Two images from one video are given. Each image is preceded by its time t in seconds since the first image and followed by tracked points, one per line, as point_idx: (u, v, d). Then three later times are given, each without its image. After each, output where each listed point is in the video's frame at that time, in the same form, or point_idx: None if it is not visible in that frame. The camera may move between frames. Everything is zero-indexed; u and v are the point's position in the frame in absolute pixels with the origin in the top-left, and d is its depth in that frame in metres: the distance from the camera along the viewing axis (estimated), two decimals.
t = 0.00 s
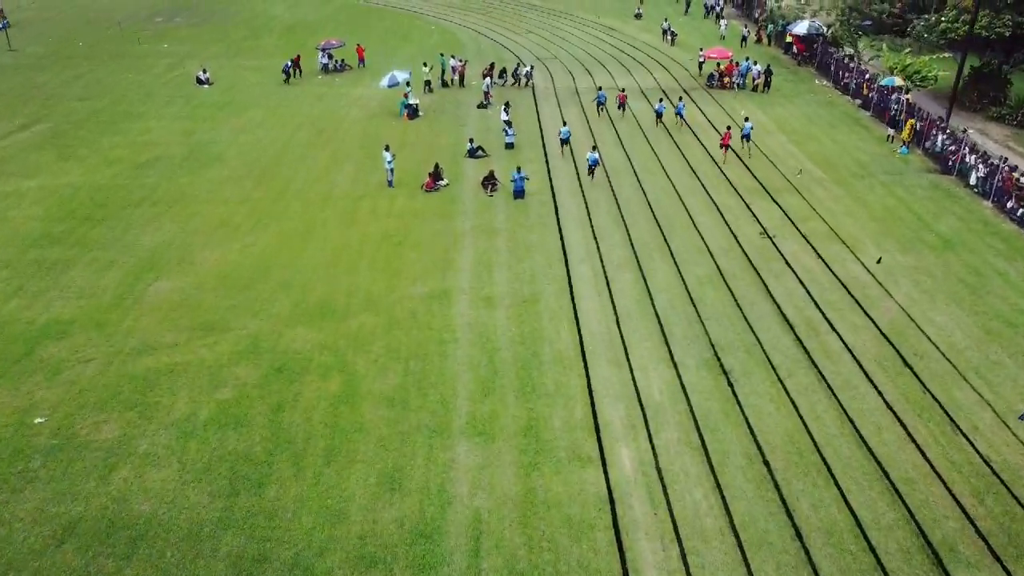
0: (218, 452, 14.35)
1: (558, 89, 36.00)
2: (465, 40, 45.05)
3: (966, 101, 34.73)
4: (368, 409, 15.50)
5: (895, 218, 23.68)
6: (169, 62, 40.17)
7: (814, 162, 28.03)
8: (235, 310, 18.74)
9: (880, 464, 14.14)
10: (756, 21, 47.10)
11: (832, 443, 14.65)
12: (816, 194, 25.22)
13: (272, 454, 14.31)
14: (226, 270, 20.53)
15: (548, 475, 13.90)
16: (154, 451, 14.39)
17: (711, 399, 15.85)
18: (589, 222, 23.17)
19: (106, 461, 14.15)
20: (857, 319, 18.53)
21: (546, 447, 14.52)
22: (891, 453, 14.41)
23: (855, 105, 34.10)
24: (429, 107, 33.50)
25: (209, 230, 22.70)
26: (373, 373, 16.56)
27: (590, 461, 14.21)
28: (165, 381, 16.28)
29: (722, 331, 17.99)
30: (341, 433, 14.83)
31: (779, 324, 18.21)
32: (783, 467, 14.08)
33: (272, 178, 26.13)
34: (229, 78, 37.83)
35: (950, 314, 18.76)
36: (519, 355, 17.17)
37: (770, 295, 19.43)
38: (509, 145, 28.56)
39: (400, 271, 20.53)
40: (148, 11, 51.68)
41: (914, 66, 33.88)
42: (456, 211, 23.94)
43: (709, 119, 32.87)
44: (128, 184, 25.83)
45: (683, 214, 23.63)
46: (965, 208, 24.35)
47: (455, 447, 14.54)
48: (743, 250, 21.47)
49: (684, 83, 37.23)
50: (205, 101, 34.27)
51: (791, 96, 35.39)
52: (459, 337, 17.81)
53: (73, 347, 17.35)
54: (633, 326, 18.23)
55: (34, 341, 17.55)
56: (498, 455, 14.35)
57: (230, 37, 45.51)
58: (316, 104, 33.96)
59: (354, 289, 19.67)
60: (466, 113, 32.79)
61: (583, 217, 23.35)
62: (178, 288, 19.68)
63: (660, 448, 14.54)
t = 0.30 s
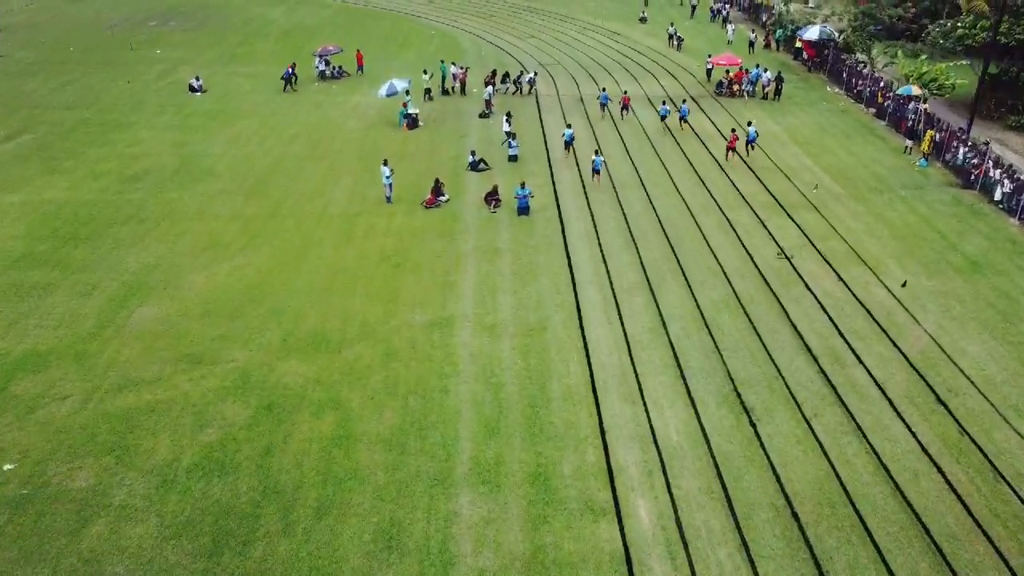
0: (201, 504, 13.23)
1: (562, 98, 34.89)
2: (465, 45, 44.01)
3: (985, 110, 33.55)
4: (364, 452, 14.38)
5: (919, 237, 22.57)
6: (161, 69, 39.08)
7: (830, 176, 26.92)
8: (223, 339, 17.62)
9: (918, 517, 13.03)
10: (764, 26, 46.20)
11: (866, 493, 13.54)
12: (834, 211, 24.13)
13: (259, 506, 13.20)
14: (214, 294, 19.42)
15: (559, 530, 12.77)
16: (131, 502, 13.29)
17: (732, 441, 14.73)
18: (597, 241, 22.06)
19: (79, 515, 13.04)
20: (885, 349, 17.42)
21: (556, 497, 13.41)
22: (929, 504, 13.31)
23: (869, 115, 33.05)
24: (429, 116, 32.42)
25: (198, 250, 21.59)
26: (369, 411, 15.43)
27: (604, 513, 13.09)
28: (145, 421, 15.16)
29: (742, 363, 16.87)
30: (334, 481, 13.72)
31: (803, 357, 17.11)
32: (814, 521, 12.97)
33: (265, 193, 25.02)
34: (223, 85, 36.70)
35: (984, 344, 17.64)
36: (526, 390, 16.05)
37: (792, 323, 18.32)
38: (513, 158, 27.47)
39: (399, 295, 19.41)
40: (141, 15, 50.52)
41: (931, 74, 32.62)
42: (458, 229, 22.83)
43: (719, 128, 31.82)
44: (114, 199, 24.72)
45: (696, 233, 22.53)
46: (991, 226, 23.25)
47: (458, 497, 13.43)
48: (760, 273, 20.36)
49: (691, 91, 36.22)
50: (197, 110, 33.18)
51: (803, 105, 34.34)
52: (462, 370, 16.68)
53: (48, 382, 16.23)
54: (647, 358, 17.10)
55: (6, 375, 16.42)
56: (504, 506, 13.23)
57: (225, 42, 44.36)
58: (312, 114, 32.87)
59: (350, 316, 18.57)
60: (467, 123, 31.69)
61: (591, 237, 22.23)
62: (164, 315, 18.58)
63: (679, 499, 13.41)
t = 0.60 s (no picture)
0: (184, 553, 12.33)
1: (566, 105, 33.99)
2: (466, 49, 43.13)
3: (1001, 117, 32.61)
4: (360, 494, 13.46)
5: (940, 253, 21.67)
6: (155, 74, 38.18)
7: (844, 187, 26.01)
8: (212, 367, 16.72)
9: (954, 568, 12.14)
10: (771, 29, 45.38)
11: (898, 540, 12.64)
12: (849, 225, 23.24)
13: (247, 555, 12.30)
14: (203, 317, 18.52)
15: None
16: (110, 551, 12.38)
17: (752, 480, 13.83)
18: (604, 259, 21.18)
19: (53, 565, 12.12)
20: (909, 377, 16.54)
21: (566, 544, 12.51)
22: (965, 553, 12.42)
23: (881, 122, 32.19)
24: (429, 124, 31.54)
25: (188, 268, 20.69)
26: (366, 446, 14.53)
27: (617, 563, 12.19)
28: (128, 458, 14.25)
29: (759, 393, 15.99)
30: (327, 526, 12.80)
31: (824, 386, 16.22)
32: (843, 572, 12.07)
33: (259, 207, 24.13)
34: (217, 92, 35.77)
35: (1014, 371, 16.73)
36: (532, 423, 15.14)
37: (810, 349, 17.43)
38: (515, 169, 26.59)
39: (397, 318, 18.52)
40: (136, 18, 49.58)
41: (944, 81, 31.85)
42: (459, 245, 21.94)
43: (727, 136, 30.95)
44: (102, 212, 23.80)
45: (707, 250, 21.63)
46: (1014, 241, 22.34)
47: (460, 544, 12.53)
48: (775, 293, 19.47)
49: (698, 97, 35.37)
50: (190, 117, 32.28)
51: (812, 112, 33.48)
52: (464, 400, 15.77)
53: (25, 415, 15.32)
54: (659, 387, 16.20)
55: None
56: (510, 555, 12.33)
57: (220, 46, 43.43)
58: (309, 121, 31.99)
59: (346, 340, 17.68)
60: (468, 131, 30.80)
61: (598, 254, 21.33)
62: (150, 340, 17.67)
63: (698, 547, 12.51)
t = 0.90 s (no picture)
0: None
1: (570, 115, 32.87)
2: (467, 54, 42.03)
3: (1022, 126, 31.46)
4: (352, 554, 12.32)
5: (968, 276, 20.53)
6: (146, 81, 37.05)
7: (862, 202, 24.88)
8: (197, 405, 15.59)
9: None
10: (779, 34, 44.29)
11: None
12: (870, 245, 22.11)
13: None
14: (188, 348, 17.38)
15: None
16: None
17: (780, 537, 12.70)
18: (613, 282, 20.06)
19: None
20: (944, 417, 15.42)
21: None
22: None
23: (897, 132, 31.11)
24: (429, 134, 30.43)
25: (173, 293, 19.55)
26: (359, 497, 13.39)
27: None
28: (101, 511, 13.11)
29: (783, 435, 14.87)
30: None
31: (853, 427, 15.09)
32: None
33: (251, 225, 23.00)
34: (210, 100, 34.64)
35: None
36: (540, 470, 14.00)
37: (836, 384, 16.30)
38: (519, 183, 25.50)
39: (395, 349, 17.39)
40: (128, 23, 48.44)
41: (962, 89, 30.75)
42: (460, 267, 20.81)
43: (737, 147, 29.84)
44: (85, 231, 22.65)
45: (722, 272, 20.49)
46: None
47: None
48: (796, 321, 18.34)
49: (706, 106, 34.27)
50: (181, 127, 31.14)
51: (825, 121, 32.37)
52: (466, 443, 14.64)
53: None
54: (676, 428, 15.07)
55: None
56: None
57: (214, 52, 42.29)
58: (304, 132, 30.87)
59: (340, 374, 16.55)
60: (469, 142, 29.70)
61: (607, 278, 20.20)
62: (131, 373, 16.54)
63: None
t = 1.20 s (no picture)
0: None
1: (574, 123, 31.95)
2: (468, 59, 41.14)
3: None
4: None
5: (993, 296, 19.62)
6: (139, 88, 36.12)
7: (878, 216, 23.97)
8: (182, 440, 14.68)
9: None
10: (787, 39, 43.44)
11: None
12: (888, 263, 21.22)
13: None
14: (175, 376, 16.48)
15: None
16: None
17: None
18: (622, 304, 19.15)
19: None
20: (976, 454, 14.50)
21: None
22: None
23: (911, 141, 30.22)
24: (429, 144, 29.55)
25: (161, 316, 18.65)
26: (354, 546, 12.46)
27: None
28: (76, 562, 12.19)
29: (807, 474, 13.96)
30: None
31: (879, 465, 14.18)
32: None
33: (243, 242, 22.10)
34: (204, 107, 33.73)
35: None
36: (548, 514, 13.08)
37: (860, 417, 15.39)
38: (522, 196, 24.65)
39: (392, 377, 16.48)
40: (122, 27, 47.53)
41: (979, 97, 29.85)
42: (462, 287, 19.91)
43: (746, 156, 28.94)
44: (69, 247, 21.72)
45: (735, 293, 19.60)
46: None
47: None
48: (814, 347, 17.45)
49: (713, 113, 33.40)
50: (174, 137, 30.24)
51: (837, 129, 31.48)
52: (467, 483, 13.72)
53: None
54: (691, 466, 14.16)
55: None
56: None
57: (210, 57, 41.38)
58: (301, 141, 29.96)
59: (334, 405, 15.64)
60: (471, 152, 28.80)
61: (615, 299, 19.31)
62: (113, 405, 15.63)
63: None
